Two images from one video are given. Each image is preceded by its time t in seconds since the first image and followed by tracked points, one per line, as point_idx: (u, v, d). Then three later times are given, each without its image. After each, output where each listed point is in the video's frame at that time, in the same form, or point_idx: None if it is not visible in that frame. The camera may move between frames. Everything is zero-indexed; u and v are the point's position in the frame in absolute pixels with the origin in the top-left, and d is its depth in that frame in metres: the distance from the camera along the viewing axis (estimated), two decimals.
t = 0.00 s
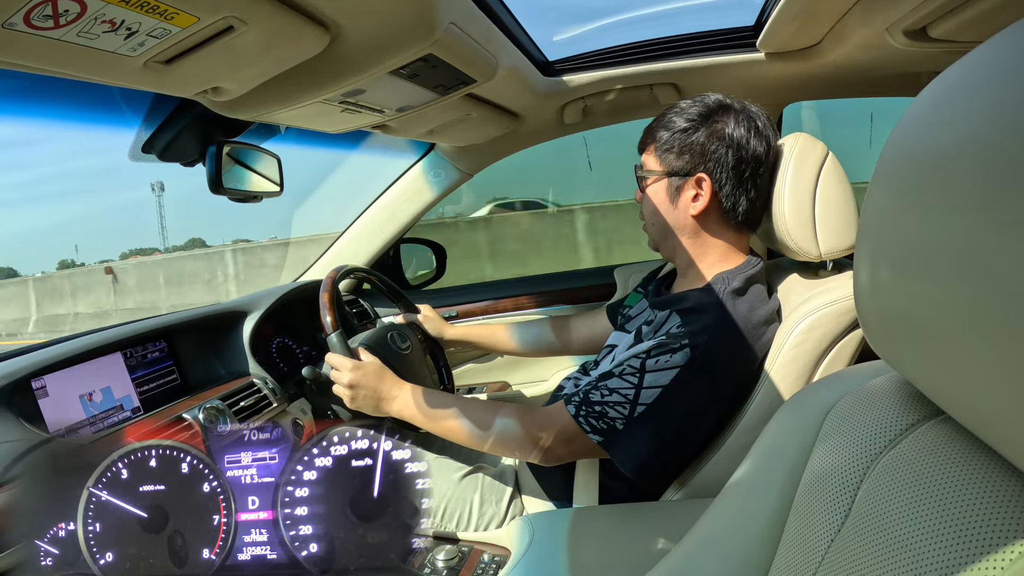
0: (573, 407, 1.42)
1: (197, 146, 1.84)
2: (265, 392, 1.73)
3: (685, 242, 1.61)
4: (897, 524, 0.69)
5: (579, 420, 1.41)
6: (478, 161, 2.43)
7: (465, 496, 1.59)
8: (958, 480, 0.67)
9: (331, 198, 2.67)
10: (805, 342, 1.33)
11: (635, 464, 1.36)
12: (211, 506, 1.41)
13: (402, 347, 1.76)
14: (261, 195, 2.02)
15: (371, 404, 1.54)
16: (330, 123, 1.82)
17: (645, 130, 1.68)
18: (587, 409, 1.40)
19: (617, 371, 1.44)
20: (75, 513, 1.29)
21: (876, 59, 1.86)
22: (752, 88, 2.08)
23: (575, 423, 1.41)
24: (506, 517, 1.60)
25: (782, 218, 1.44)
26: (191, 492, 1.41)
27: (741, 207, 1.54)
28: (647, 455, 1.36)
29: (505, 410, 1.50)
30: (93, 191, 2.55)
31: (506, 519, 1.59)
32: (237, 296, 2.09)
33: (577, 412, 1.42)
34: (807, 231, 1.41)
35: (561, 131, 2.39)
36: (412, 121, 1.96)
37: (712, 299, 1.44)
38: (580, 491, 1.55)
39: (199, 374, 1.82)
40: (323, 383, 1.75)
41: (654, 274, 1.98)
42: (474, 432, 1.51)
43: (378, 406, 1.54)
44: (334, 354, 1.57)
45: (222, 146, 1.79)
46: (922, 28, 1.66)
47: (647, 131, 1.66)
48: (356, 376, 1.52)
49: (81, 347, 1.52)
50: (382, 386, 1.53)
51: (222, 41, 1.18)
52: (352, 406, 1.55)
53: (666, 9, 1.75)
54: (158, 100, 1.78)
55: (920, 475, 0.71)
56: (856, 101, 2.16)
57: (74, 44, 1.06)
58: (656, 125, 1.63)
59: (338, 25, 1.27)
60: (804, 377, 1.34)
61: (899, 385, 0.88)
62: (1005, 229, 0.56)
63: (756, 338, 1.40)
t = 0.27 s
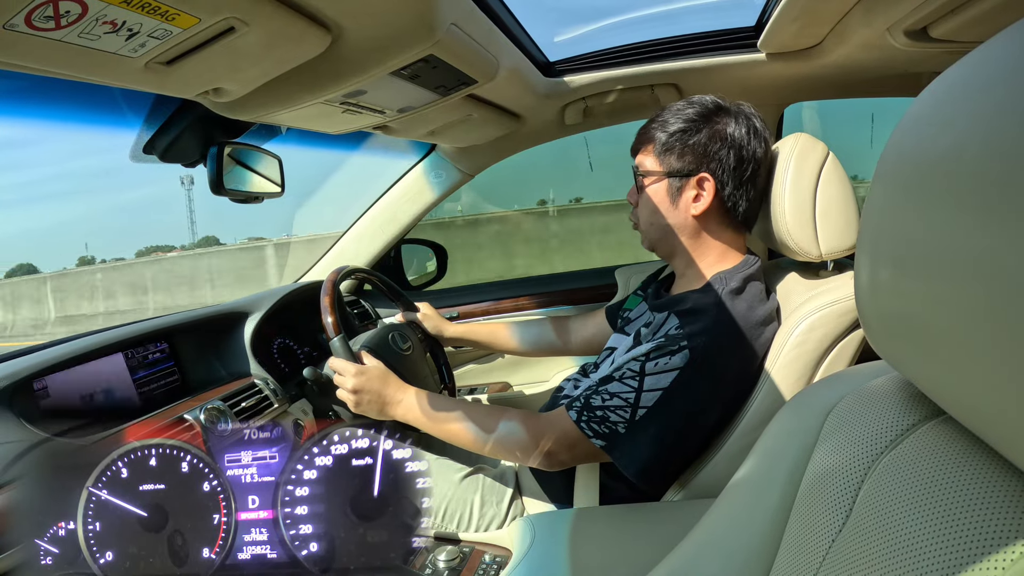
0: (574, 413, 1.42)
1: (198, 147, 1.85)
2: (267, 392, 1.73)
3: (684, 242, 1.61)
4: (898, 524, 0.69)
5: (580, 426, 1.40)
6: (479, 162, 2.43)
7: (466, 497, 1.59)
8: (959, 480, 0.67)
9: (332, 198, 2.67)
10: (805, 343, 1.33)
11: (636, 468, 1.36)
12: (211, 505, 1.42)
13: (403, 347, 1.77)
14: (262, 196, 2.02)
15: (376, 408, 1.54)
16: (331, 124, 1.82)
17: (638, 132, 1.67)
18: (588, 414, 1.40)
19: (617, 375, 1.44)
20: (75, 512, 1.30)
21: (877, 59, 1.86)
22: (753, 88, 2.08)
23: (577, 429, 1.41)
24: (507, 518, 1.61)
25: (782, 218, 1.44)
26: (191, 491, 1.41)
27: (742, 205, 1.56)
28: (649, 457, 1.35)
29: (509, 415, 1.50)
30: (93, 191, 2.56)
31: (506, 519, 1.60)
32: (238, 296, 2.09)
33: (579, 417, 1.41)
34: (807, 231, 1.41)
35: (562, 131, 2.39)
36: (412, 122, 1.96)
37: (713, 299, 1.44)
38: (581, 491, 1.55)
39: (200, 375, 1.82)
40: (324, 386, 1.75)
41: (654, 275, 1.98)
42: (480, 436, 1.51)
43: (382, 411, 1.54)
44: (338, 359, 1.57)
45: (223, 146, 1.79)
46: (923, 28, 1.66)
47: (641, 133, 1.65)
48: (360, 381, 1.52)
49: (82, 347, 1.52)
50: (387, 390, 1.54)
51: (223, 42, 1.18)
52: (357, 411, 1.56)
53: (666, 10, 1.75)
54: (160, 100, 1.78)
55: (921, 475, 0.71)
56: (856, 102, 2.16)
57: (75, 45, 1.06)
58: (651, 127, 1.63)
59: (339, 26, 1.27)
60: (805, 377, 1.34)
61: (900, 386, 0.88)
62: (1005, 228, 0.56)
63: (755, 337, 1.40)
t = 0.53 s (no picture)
0: (575, 414, 1.42)
1: (199, 146, 1.85)
2: (267, 391, 1.73)
3: (685, 242, 1.61)
4: (898, 525, 0.69)
5: (581, 428, 1.40)
6: (479, 162, 2.43)
7: (466, 496, 1.61)
8: (959, 481, 0.67)
9: (332, 197, 2.67)
10: (805, 342, 1.33)
11: (637, 469, 1.36)
12: (211, 505, 1.40)
13: (403, 347, 1.77)
14: (262, 196, 2.02)
15: (377, 409, 1.54)
16: (331, 123, 1.82)
17: (641, 130, 1.67)
18: (589, 416, 1.40)
19: (617, 376, 1.44)
20: (75, 512, 1.29)
21: (878, 59, 1.86)
22: (753, 88, 2.07)
23: (578, 431, 1.40)
24: (508, 517, 1.63)
25: (782, 218, 1.44)
26: (191, 491, 1.41)
27: (744, 207, 1.56)
28: (649, 457, 1.36)
29: (511, 416, 1.50)
30: (94, 191, 2.56)
31: (507, 518, 1.61)
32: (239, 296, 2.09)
33: (580, 419, 1.41)
34: (807, 230, 1.41)
35: (562, 131, 2.39)
36: (413, 121, 1.96)
37: (712, 299, 1.44)
38: (581, 491, 1.55)
39: (200, 374, 1.82)
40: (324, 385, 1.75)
41: (654, 275, 1.98)
42: (481, 437, 1.51)
43: (384, 411, 1.54)
44: (338, 359, 1.57)
45: (223, 146, 1.79)
46: (924, 28, 1.66)
47: (644, 132, 1.65)
48: (361, 382, 1.52)
49: (83, 347, 1.52)
50: (388, 391, 1.53)
51: (224, 41, 1.18)
52: (358, 412, 1.56)
53: (666, 10, 1.75)
54: (160, 100, 1.79)
55: (921, 475, 0.71)
56: (857, 101, 2.16)
57: (75, 44, 1.06)
58: (655, 125, 1.62)
59: (339, 25, 1.27)
60: (804, 377, 1.34)
61: (900, 386, 0.88)
62: (1005, 228, 0.56)
63: (755, 337, 1.40)
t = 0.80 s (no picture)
0: (578, 420, 1.42)
1: (199, 147, 1.85)
2: (266, 393, 1.73)
3: (686, 243, 1.61)
4: (898, 525, 0.69)
5: (584, 433, 1.40)
6: (479, 163, 2.43)
7: (466, 497, 1.59)
8: (959, 481, 0.67)
9: (332, 198, 2.67)
10: (805, 342, 1.33)
11: (639, 472, 1.36)
12: (211, 505, 1.42)
13: (403, 348, 1.77)
14: (262, 196, 2.02)
15: (382, 415, 1.55)
16: (331, 123, 1.82)
17: (645, 128, 1.67)
18: (591, 421, 1.40)
19: (618, 380, 1.43)
20: (75, 511, 1.29)
21: (877, 59, 1.86)
22: (753, 88, 2.07)
23: (580, 437, 1.41)
24: (507, 518, 1.60)
25: (782, 217, 1.44)
26: (191, 491, 1.42)
27: (747, 210, 1.56)
28: (648, 459, 1.36)
29: (515, 420, 1.50)
30: (95, 191, 2.54)
31: (506, 519, 1.60)
32: (238, 296, 2.09)
33: (583, 425, 1.41)
34: (806, 230, 1.41)
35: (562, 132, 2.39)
36: (412, 122, 1.96)
37: (712, 299, 1.44)
38: (581, 492, 1.55)
39: (200, 375, 1.82)
40: (324, 385, 1.78)
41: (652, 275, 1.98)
42: (483, 439, 1.51)
43: (389, 417, 1.54)
44: (342, 366, 1.57)
45: (223, 146, 1.79)
46: (923, 28, 1.66)
47: (649, 128, 1.65)
48: (365, 389, 1.53)
49: (83, 347, 1.52)
50: (393, 396, 1.54)
51: (223, 42, 1.18)
52: (363, 418, 1.56)
53: (666, 10, 1.75)
54: (160, 100, 1.78)
55: (922, 475, 0.71)
56: (856, 101, 2.16)
57: (75, 45, 1.06)
58: (661, 123, 1.62)
59: (339, 26, 1.27)
60: (804, 377, 1.34)
61: (900, 386, 0.88)
62: (1005, 228, 0.56)
63: (754, 337, 1.40)
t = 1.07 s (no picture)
0: (576, 424, 1.42)
1: (196, 150, 1.84)
2: (264, 397, 1.74)
3: (686, 248, 1.61)
4: (897, 530, 0.69)
5: (583, 436, 1.40)
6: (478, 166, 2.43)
7: (462, 501, 1.61)
8: (958, 485, 0.67)
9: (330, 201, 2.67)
10: (803, 348, 1.33)
11: (637, 476, 1.36)
12: (211, 505, 1.40)
13: (401, 352, 1.77)
14: (260, 200, 2.02)
15: (382, 420, 1.54)
16: (330, 127, 1.82)
17: (646, 132, 1.67)
18: (590, 424, 1.40)
19: (616, 383, 1.43)
20: (75, 511, 1.31)
21: (875, 65, 1.86)
22: (751, 93, 2.08)
23: (579, 440, 1.41)
24: (504, 522, 1.60)
25: (780, 222, 1.45)
26: (191, 491, 1.41)
27: (747, 215, 1.56)
28: (646, 463, 1.36)
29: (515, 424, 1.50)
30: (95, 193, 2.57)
31: (505, 523, 1.59)
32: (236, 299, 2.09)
33: (581, 428, 1.41)
34: (803, 235, 1.41)
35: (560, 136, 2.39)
36: (411, 126, 1.96)
37: (710, 303, 1.44)
38: (578, 496, 1.55)
39: (197, 379, 1.82)
40: (322, 391, 1.76)
41: (651, 279, 1.98)
42: (485, 444, 1.51)
43: (389, 421, 1.54)
44: (340, 371, 1.57)
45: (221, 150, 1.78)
46: (921, 34, 1.66)
47: (650, 133, 1.64)
48: (364, 395, 1.53)
49: (82, 351, 1.52)
50: (392, 402, 1.53)
51: (222, 46, 1.18)
52: (362, 422, 1.56)
53: (666, 14, 1.75)
54: (158, 104, 1.79)
55: (920, 480, 0.71)
56: (855, 107, 2.16)
57: (74, 48, 1.06)
58: (662, 129, 1.62)
59: (338, 30, 1.27)
60: (802, 382, 1.33)
61: (898, 391, 0.88)
62: (1005, 230, 0.56)
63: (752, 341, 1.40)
